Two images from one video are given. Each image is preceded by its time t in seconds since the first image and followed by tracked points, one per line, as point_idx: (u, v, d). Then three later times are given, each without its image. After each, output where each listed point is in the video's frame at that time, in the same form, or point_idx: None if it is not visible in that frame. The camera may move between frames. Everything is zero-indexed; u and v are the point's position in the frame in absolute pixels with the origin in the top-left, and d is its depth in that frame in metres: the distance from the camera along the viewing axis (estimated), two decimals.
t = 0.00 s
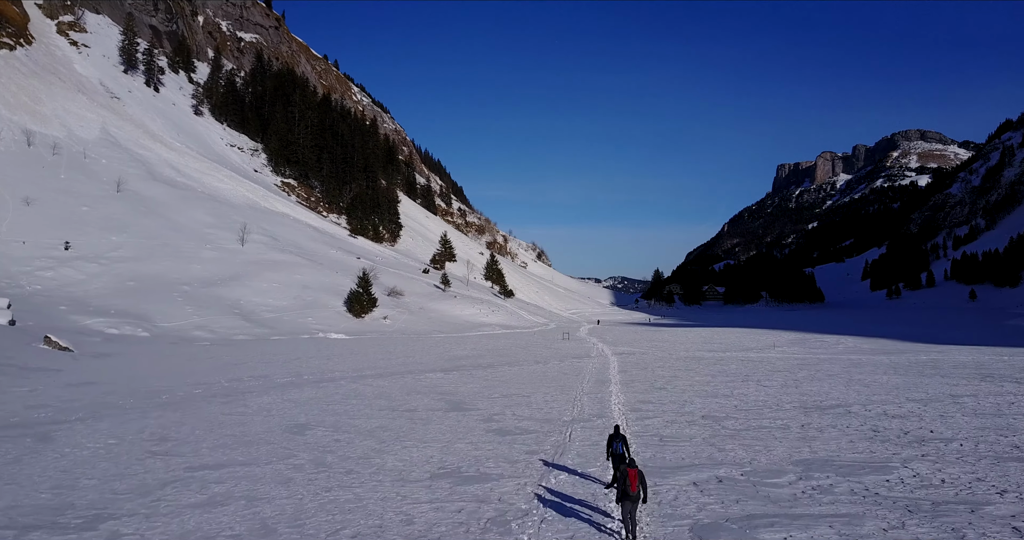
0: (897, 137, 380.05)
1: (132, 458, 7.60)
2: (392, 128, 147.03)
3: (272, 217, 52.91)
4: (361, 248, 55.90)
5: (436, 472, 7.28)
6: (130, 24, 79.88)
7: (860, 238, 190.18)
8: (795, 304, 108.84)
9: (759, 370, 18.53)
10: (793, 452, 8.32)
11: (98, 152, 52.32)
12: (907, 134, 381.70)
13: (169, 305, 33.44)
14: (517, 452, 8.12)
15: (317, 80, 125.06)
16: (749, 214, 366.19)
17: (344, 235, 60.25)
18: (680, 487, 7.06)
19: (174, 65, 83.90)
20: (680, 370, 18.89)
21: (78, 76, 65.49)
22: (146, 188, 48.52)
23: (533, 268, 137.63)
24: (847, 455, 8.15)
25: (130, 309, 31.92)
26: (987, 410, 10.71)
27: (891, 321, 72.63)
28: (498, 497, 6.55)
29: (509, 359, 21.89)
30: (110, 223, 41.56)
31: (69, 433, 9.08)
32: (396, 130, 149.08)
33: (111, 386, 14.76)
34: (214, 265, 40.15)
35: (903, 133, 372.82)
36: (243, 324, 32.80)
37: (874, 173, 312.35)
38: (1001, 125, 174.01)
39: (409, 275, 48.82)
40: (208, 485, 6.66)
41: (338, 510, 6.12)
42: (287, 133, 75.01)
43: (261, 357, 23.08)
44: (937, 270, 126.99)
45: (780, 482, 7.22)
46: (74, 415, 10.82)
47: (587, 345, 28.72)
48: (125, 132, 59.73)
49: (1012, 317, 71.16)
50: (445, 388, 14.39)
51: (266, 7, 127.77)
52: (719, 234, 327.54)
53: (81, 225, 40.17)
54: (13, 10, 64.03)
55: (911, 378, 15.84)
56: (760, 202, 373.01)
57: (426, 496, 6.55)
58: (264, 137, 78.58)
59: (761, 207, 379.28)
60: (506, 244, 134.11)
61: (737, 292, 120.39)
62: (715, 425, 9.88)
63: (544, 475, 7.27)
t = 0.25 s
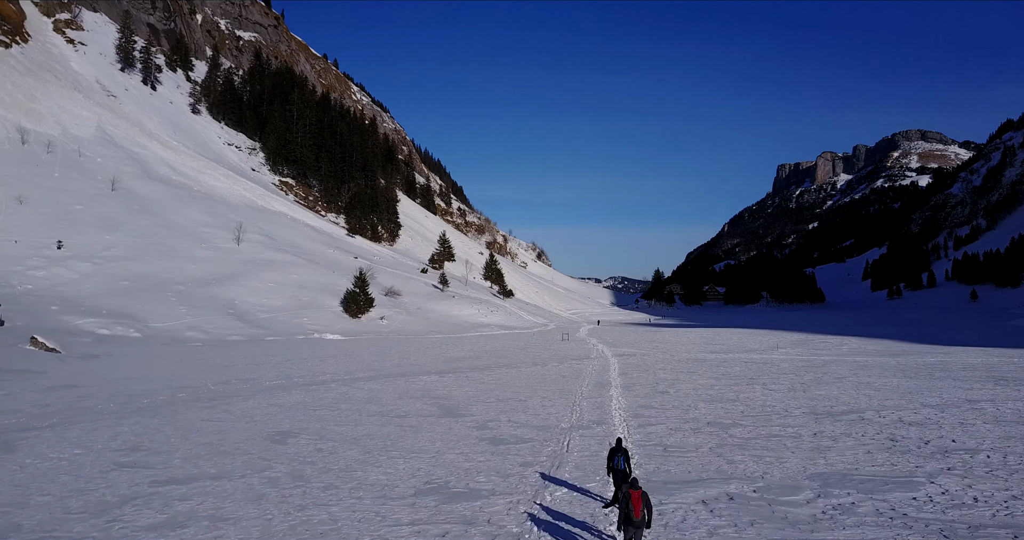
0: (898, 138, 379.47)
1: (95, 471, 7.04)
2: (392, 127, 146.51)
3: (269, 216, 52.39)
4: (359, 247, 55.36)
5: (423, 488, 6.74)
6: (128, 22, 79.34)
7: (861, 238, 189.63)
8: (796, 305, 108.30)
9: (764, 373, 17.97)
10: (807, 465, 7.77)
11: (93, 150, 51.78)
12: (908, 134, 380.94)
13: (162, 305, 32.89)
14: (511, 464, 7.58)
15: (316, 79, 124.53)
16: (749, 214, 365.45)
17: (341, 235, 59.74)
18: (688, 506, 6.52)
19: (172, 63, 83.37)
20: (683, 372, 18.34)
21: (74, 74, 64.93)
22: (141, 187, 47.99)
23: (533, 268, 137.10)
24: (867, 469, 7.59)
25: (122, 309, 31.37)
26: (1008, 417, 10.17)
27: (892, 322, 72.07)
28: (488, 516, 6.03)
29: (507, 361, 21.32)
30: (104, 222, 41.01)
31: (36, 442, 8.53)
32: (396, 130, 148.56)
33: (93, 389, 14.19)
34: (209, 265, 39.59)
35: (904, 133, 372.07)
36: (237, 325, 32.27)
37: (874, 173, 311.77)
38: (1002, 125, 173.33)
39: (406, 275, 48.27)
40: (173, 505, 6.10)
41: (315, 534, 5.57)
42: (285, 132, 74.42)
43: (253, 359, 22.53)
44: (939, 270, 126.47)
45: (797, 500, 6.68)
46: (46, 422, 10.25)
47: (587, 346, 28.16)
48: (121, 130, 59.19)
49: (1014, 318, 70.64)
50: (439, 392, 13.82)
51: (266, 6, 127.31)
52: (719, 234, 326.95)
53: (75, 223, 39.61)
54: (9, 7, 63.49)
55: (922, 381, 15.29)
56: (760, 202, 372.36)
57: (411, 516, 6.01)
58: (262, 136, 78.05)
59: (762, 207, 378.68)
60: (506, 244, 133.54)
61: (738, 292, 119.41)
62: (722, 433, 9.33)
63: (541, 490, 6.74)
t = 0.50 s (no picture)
0: (898, 138, 378.85)
1: (54, 486, 6.49)
2: (391, 127, 145.96)
3: (266, 215, 51.88)
4: (357, 246, 54.92)
5: (407, 507, 6.19)
6: (125, 20, 78.89)
7: (862, 238, 189.16)
8: (797, 305, 107.85)
9: (770, 375, 17.42)
10: (824, 480, 7.22)
11: (89, 149, 51.25)
12: (909, 134, 380.34)
13: (156, 305, 32.36)
14: (505, 480, 7.03)
15: (315, 78, 124.11)
16: (749, 214, 364.85)
17: (339, 234, 59.23)
18: (697, 529, 5.97)
19: (170, 62, 82.88)
20: (685, 375, 17.84)
21: (70, 72, 64.42)
22: (137, 185, 47.51)
23: (533, 268, 136.64)
24: (889, 486, 7.01)
25: (115, 309, 30.83)
26: None
27: (894, 322, 71.55)
28: None
29: (504, 362, 20.77)
30: (99, 221, 40.48)
31: None
32: (396, 130, 148.12)
33: (73, 391, 13.66)
34: (203, 264, 39.03)
35: (905, 134, 371.48)
36: (231, 325, 31.74)
37: (875, 173, 311.33)
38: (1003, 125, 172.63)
39: (404, 274, 47.75)
40: (133, 529, 5.56)
41: None
42: (283, 130, 73.84)
43: (245, 360, 22.00)
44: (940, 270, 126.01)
45: (816, 522, 6.12)
46: (16, 428, 9.69)
47: (586, 347, 27.62)
48: (117, 128, 58.68)
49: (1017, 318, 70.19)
50: (432, 396, 13.26)
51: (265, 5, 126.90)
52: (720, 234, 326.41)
53: (68, 222, 39.06)
54: (4, 5, 62.97)
55: (934, 385, 14.78)
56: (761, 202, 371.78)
57: None
58: (260, 134, 77.58)
59: (762, 207, 378.45)
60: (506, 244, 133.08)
61: (739, 293, 118.32)
62: (730, 442, 8.79)
63: (537, 509, 6.21)
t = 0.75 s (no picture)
0: (899, 138, 378.38)
1: (7, 504, 5.96)
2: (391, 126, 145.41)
3: (263, 214, 51.40)
4: (355, 246, 54.49)
5: (390, 527, 5.68)
6: (122, 18, 78.40)
7: (862, 238, 188.72)
8: (798, 305, 107.35)
9: (776, 378, 16.86)
10: (843, 494, 6.71)
11: (84, 147, 50.71)
12: (909, 134, 379.56)
13: (149, 305, 31.83)
14: (498, 495, 6.50)
15: (314, 77, 123.68)
16: (750, 214, 364.24)
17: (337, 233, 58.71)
18: None
19: (167, 60, 82.40)
20: (688, 377, 17.34)
21: (66, 70, 63.93)
22: (132, 184, 47.00)
23: (533, 268, 136.18)
24: (914, 502, 6.47)
25: (107, 309, 30.29)
26: None
27: (896, 322, 70.96)
28: None
29: (502, 364, 20.22)
30: (93, 219, 39.96)
31: None
32: (395, 129, 147.65)
33: (54, 394, 13.14)
34: (198, 264, 38.49)
35: (905, 133, 370.69)
36: (225, 325, 31.22)
37: (875, 173, 311.01)
38: (1004, 125, 171.87)
39: (402, 274, 47.25)
40: None
41: None
42: (281, 129, 73.31)
43: (237, 362, 21.47)
44: (941, 270, 125.56)
45: None
46: None
47: (586, 348, 27.10)
48: (113, 127, 58.18)
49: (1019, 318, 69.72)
50: (426, 400, 12.71)
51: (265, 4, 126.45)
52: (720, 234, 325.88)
53: (61, 220, 38.52)
54: None
55: (945, 388, 14.30)
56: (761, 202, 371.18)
57: None
58: (258, 133, 77.09)
59: (762, 207, 378.10)
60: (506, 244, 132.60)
61: (739, 293, 117.83)
62: (739, 453, 8.27)
63: (531, 530, 5.68)
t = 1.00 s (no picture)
0: (899, 138, 377.76)
1: None
2: (391, 125, 144.97)
3: (260, 213, 50.91)
4: (353, 245, 54.04)
5: None
6: (119, 16, 77.92)
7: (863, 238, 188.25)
8: (798, 305, 106.83)
9: (782, 380, 16.33)
10: (867, 513, 6.20)
11: (79, 145, 50.23)
12: (910, 134, 378.77)
13: (142, 305, 31.30)
14: (491, 515, 5.98)
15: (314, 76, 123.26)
16: (750, 214, 363.75)
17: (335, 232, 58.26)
18: None
19: (165, 58, 81.93)
20: (691, 379, 16.85)
21: (63, 68, 63.42)
22: (127, 182, 46.51)
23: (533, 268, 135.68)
24: (942, 522, 5.97)
25: (99, 309, 29.76)
26: None
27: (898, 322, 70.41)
28: None
29: (500, 366, 19.71)
30: (87, 218, 39.44)
31: None
32: (395, 128, 147.20)
33: (33, 398, 12.62)
34: (193, 263, 37.99)
35: (906, 133, 369.96)
36: (219, 325, 30.73)
37: (875, 173, 310.57)
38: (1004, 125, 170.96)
39: (401, 274, 46.76)
40: None
41: None
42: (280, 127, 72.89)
43: (229, 363, 20.95)
44: (942, 270, 125.10)
45: None
46: None
47: (587, 349, 26.53)
48: (109, 125, 57.67)
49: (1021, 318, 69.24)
50: (419, 405, 12.21)
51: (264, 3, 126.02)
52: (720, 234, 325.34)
53: (55, 219, 37.98)
54: None
55: (958, 391, 13.81)
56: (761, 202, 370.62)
57: None
58: (256, 132, 76.58)
59: (762, 207, 377.65)
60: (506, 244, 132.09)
61: (740, 293, 117.34)
62: (750, 464, 7.76)
63: None
